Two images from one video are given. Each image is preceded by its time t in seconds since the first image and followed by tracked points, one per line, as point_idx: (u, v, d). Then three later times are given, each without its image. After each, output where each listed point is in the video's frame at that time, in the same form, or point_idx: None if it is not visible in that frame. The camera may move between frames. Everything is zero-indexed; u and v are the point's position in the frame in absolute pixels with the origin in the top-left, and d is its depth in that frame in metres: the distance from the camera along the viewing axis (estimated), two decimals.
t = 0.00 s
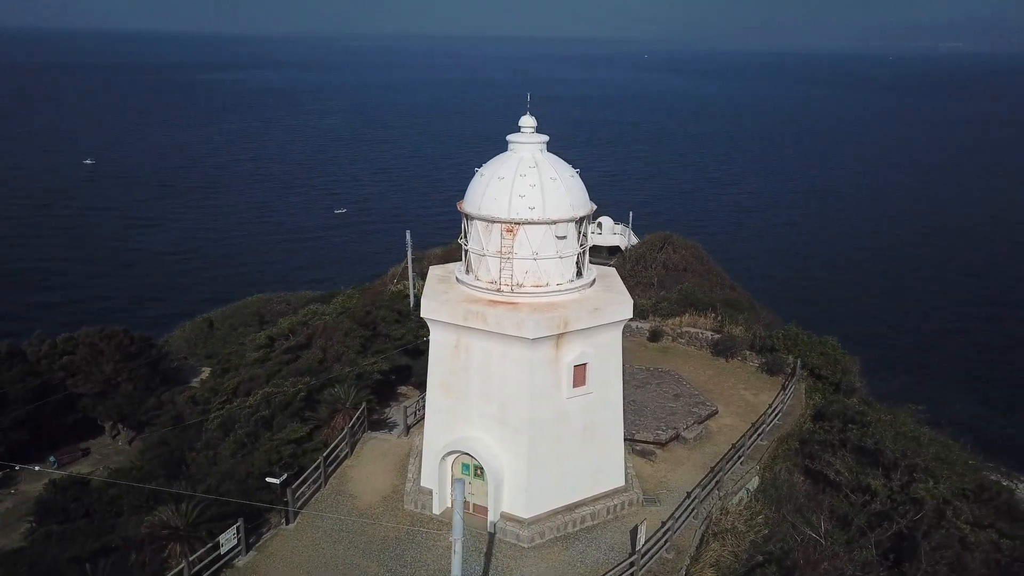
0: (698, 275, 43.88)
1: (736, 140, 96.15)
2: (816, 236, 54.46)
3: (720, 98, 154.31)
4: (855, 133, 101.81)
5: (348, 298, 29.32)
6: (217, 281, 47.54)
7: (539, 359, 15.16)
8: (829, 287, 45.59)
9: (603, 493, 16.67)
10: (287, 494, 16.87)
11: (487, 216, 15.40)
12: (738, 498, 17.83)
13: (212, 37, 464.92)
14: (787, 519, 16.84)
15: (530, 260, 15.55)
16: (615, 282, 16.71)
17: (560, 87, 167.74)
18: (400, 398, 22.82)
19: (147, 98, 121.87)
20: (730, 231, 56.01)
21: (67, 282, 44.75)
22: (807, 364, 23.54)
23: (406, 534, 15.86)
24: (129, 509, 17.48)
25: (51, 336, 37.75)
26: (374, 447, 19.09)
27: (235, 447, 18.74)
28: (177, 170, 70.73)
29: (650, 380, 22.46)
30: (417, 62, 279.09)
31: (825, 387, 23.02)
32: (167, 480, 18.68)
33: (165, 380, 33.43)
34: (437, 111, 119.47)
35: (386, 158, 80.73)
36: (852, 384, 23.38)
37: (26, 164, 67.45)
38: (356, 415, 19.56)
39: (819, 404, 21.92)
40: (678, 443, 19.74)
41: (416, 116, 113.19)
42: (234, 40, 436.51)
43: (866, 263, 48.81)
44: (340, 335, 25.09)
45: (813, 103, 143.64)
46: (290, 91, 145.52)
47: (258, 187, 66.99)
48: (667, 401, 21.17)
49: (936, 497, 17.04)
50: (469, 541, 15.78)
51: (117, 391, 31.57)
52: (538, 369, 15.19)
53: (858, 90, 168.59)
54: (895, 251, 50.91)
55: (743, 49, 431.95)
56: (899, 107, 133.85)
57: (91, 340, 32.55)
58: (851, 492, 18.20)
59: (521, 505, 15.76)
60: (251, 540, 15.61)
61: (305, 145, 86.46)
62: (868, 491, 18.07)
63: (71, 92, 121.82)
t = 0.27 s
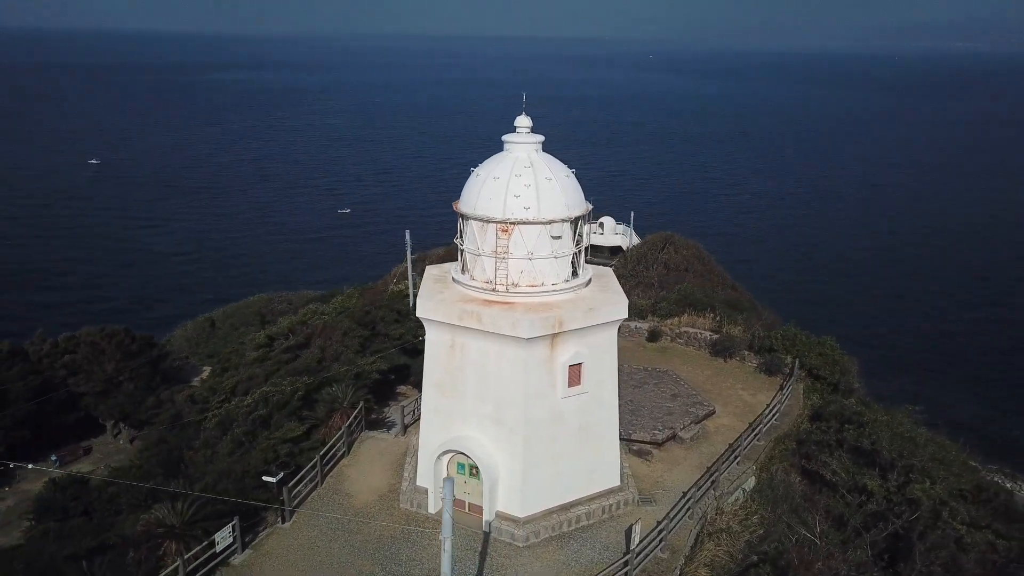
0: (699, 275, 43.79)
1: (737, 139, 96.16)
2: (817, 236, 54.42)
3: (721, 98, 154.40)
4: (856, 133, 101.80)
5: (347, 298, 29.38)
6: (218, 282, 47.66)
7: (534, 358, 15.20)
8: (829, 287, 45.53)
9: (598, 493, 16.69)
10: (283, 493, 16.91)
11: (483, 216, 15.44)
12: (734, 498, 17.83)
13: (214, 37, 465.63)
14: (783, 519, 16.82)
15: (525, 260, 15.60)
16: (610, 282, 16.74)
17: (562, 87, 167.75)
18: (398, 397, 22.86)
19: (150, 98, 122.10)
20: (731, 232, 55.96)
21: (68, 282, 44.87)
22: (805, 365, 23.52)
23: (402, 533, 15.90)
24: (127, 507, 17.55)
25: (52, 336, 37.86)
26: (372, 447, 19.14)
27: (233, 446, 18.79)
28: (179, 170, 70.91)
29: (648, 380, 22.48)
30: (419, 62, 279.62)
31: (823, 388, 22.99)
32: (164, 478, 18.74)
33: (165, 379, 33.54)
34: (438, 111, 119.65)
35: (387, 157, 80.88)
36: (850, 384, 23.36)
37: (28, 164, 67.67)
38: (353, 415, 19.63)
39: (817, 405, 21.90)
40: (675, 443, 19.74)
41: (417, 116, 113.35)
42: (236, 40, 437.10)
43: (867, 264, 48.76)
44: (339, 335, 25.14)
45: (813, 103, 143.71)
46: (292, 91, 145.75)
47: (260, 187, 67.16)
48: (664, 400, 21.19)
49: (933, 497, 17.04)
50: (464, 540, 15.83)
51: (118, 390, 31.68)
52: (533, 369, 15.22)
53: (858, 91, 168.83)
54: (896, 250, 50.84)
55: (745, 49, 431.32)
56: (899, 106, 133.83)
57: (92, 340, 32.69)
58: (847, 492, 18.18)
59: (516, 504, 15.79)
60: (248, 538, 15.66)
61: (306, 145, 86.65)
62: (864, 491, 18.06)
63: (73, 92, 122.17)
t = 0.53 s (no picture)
0: (700, 275, 43.79)
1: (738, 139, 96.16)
2: (818, 236, 54.44)
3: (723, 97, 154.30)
4: (857, 133, 101.70)
5: (348, 298, 29.43)
6: (220, 282, 47.85)
7: (529, 358, 15.23)
8: (830, 287, 45.55)
9: (594, 493, 16.70)
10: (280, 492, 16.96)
11: (478, 216, 15.47)
12: (730, 498, 17.84)
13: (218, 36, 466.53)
14: (778, 519, 16.83)
15: (520, 260, 15.63)
16: (607, 282, 16.76)
17: (563, 87, 167.72)
18: (397, 397, 22.91)
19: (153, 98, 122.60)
20: (732, 232, 55.97)
21: (70, 282, 45.04)
22: (803, 365, 23.51)
23: (398, 532, 15.94)
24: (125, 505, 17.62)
25: (53, 335, 38.04)
26: (369, 446, 19.20)
27: (231, 445, 18.85)
28: (181, 170, 71.17)
29: (646, 380, 22.49)
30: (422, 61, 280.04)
31: (822, 388, 22.98)
32: (162, 477, 18.81)
33: (167, 378, 33.65)
34: (440, 111, 119.84)
35: (389, 157, 81.04)
36: (849, 385, 23.33)
37: (31, 164, 68.00)
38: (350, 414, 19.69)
39: (815, 405, 21.88)
40: (672, 443, 19.76)
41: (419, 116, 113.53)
42: (233, 40, 437.05)
43: (868, 263, 48.77)
44: (339, 334, 25.19)
45: (815, 103, 143.62)
46: (294, 91, 146.13)
47: (262, 187, 67.41)
48: (662, 401, 21.21)
49: (929, 499, 17.03)
50: (459, 539, 15.91)
51: (120, 389, 31.79)
52: (528, 369, 15.26)
53: (859, 90, 168.68)
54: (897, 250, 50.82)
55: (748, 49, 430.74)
56: (899, 106, 133.60)
57: (94, 339, 32.81)
58: (843, 493, 18.18)
59: (511, 504, 15.83)
60: (244, 537, 15.72)
61: (308, 145, 86.93)
62: (861, 492, 18.03)
63: (77, 92, 122.69)
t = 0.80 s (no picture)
0: (703, 275, 43.74)
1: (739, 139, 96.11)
2: (820, 237, 54.38)
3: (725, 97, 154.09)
4: (858, 133, 101.53)
5: (348, 297, 29.48)
6: (222, 282, 48.00)
7: (525, 358, 15.24)
8: (831, 287, 45.49)
9: (590, 493, 16.73)
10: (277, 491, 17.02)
11: (475, 216, 15.51)
12: (727, 499, 17.85)
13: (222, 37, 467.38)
14: (775, 520, 16.84)
15: (516, 260, 15.65)
16: (603, 283, 16.78)
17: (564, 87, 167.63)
18: (396, 397, 22.98)
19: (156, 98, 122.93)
20: (734, 232, 55.92)
21: (73, 282, 45.22)
22: (802, 366, 23.49)
23: (394, 532, 15.98)
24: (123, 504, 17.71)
25: (56, 334, 38.21)
26: (367, 445, 19.25)
27: (229, 444, 18.93)
28: (183, 170, 71.42)
29: (645, 380, 22.51)
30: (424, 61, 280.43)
31: (821, 389, 22.95)
32: (161, 475, 18.89)
33: (168, 378, 33.80)
34: (442, 111, 119.96)
35: (391, 157, 81.17)
36: (848, 386, 23.30)
37: (34, 164, 68.28)
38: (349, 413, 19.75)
39: (813, 406, 21.87)
40: (669, 444, 19.76)
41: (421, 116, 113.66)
42: (236, 40, 437.54)
43: (870, 263, 48.70)
44: (339, 334, 25.24)
45: (817, 103, 143.36)
46: (297, 91, 146.42)
47: (264, 187, 67.59)
48: (661, 401, 21.22)
49: (926, 500, 17.02)
50: (455, 537, 15.95)
51: (122, 388, 32.00)
52: (524, 369, 15.28)
53: (861, 90, 168.40)
54: (899, 250, 50.72)
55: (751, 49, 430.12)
56: (902, 105, 133.36)
57: (96, 338, 32.94)
58: (841, 494, 18.18)
59: (507, 503, 15.85)
60: (240, 536, 15.80)
61: (310, 145, 87.12)
62: (858, 493, 18.01)
63: (80, 93, 123.14)
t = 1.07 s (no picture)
0: (706, 276, 43.69)
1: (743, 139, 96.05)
2: (821, 237, 54.25)
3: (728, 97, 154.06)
4: (860, 133, 101.44)
5: (351, 297, 29.56)
6: (224, 281, 48.15)
7: (521, 358, 15.26)
8: (833, 288, 45.31)
9: (587, 493, 16.74)
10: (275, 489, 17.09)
11: (472, 216, 15.55)
12: (725, 499, 17.85)
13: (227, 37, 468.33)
14: (773, 521, 16.82)
15: (514, 260, 15.69)
16: (601, 283, 16.79)
17: (568, 87, 167.72)
18: (395, 397, 23.04)
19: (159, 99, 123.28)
20: (737, 232, 55.88)
21: (76, 282, 45.40)
22: (802, 367, 23.46)
23: (391, 531, 16.01)
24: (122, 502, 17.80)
25: (60, 333, 38.38)
26: (367, 444, 19.32)
27: (229, 442, 19.02)
28: (186, 170, 71.66)
29: (645, 380, 22.53)
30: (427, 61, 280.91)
31: (822, 390, 22.90)
32: (161, 473, 19.00)
33: (172, 377, 33.96)
34: (444, 111, 120.12)
35: (393, 157, 81.34)
36: (849, 387, 23.24)
37: (37, 164, 68.55)
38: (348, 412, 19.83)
39: (813, 407, 21.83)
40: (668, 444, 19.77)
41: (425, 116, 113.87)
42: (241, 40, 438.80)
43: (872, 263, 48.54)
44: (340, 334, 25.31)
45: (819, 103, 143.23)
46: (300, 92, 146.72)
47: (266, 187, 67.78)
48: (660, 401, 21.22)
49: (925, 502, 16.98)
50: (453, 536, 16.00)
51: (125, 386, 32.24)
52: (521, 369, 15.29)
53: (862, 90, 168.29)
54: (901, 250, 50.58)
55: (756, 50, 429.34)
56: (904, 105, 133.20)
57: (100, 337, 33.07)
58: (839, 495, 18.15)
59: (504, 503, 15.87)
60: (238, 534, 15.86)
61: (313, 145, 87.29)
62: (857, 495, 17.96)
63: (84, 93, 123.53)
